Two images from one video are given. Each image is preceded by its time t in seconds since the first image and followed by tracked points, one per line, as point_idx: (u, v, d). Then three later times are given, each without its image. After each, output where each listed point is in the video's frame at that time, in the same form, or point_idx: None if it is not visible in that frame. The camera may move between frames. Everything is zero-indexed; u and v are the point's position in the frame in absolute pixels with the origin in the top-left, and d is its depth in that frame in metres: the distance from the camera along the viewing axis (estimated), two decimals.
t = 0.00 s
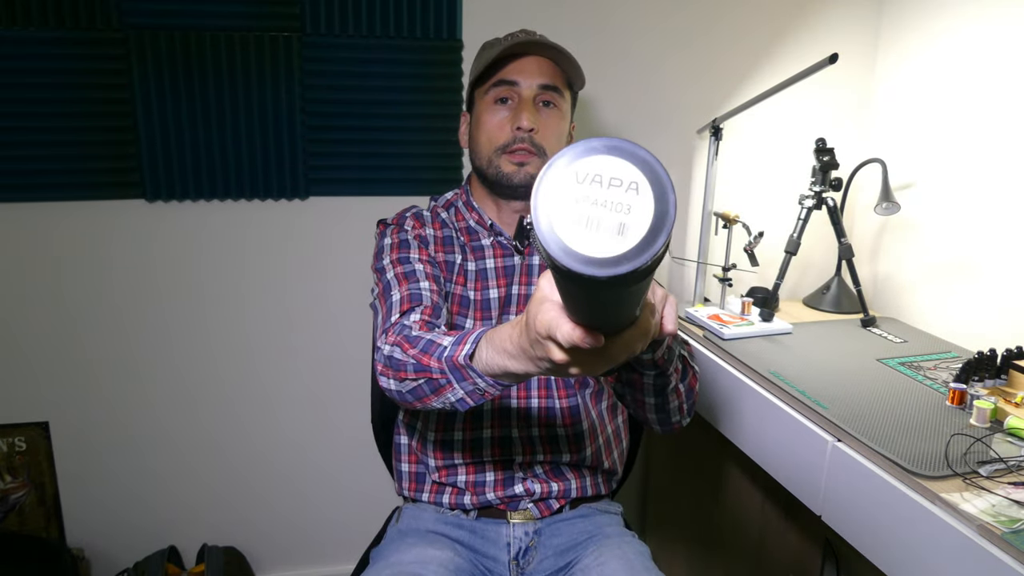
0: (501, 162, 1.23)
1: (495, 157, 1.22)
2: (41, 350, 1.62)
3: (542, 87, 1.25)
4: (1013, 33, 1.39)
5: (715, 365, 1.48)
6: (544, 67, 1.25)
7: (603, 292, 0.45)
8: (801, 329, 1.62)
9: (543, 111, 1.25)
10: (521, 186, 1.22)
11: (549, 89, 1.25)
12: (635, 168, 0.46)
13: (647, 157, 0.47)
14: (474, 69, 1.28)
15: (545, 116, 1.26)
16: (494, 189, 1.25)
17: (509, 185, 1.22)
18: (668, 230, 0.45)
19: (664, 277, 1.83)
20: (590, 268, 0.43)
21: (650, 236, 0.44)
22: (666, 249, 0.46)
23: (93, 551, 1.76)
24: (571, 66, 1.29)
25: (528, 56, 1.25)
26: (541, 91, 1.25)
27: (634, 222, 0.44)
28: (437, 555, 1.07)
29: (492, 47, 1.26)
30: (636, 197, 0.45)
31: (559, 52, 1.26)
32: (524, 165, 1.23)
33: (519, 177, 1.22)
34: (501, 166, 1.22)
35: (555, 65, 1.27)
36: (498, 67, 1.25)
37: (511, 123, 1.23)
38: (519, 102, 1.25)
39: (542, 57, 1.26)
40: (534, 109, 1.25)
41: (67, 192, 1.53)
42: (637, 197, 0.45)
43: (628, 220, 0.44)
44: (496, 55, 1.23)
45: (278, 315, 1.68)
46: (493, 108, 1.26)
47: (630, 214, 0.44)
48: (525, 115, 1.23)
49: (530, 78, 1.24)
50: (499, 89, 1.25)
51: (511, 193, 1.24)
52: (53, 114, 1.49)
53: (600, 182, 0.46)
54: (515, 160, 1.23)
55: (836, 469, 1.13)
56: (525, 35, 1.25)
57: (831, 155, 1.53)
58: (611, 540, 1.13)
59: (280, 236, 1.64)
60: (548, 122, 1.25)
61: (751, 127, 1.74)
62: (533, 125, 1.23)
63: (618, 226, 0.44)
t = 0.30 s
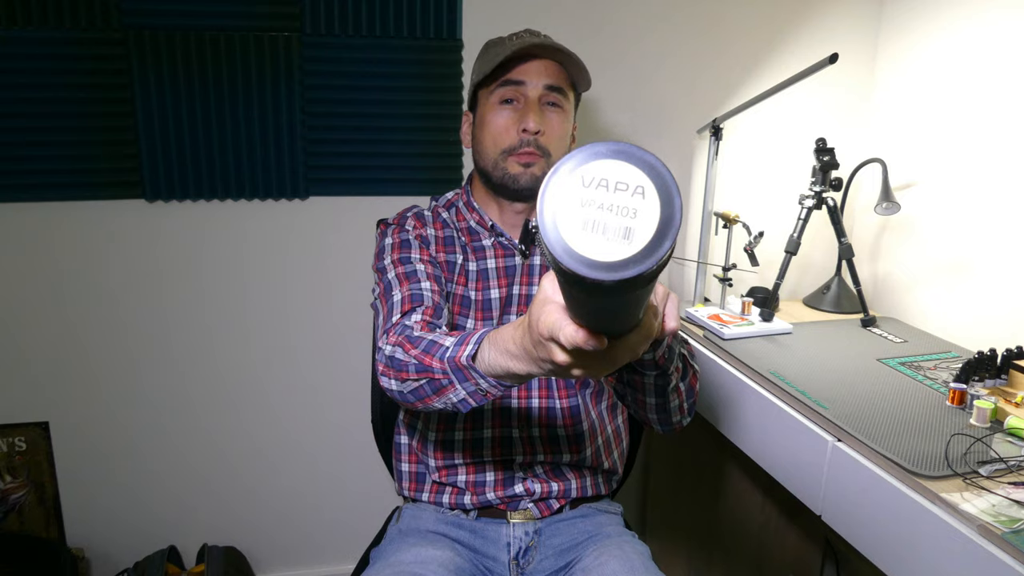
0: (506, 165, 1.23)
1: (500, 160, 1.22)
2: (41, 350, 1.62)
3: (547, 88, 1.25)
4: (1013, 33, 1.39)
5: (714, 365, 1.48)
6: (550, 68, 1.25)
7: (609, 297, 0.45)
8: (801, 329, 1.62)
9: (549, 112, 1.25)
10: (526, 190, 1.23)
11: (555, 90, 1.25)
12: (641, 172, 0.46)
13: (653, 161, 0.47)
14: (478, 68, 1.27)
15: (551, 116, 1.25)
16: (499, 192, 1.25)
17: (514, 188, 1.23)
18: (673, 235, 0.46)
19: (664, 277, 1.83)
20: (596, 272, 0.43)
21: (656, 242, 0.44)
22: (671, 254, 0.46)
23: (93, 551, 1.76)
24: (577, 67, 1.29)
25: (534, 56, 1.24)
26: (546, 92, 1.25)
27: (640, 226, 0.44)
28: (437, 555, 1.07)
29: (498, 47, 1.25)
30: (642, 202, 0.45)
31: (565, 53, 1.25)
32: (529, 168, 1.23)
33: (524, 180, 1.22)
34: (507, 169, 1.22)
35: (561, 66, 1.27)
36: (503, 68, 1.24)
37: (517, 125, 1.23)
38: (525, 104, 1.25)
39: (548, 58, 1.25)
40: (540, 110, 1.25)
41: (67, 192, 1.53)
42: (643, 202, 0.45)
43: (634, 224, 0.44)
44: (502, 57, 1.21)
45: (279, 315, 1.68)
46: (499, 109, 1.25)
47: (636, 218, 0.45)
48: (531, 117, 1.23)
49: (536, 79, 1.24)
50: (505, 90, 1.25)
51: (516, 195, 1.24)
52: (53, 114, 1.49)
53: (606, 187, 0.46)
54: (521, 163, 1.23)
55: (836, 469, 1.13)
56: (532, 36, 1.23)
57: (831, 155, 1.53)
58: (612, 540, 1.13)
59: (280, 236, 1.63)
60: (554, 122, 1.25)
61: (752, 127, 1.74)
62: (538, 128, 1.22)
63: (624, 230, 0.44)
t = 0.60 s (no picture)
0: (502, 168, 1.23)
1: (496, 163, 1.23)
2: (41, 350, 1.62)
3: (541, 90, 1.24)
4: (1013, 33, 1.39)
5: (715, 365, 1.48)
6: (544, 70, 1.24)
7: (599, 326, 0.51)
8: (801, 329, 1.62)
9: (544, 114, 1.25)
10: (523, 192, 1.23)
11: (549, 92, 1.25)
12: (630, 210, 0.52)
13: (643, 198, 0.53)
14: (471, 72, 1.27)
15: (545, 119, 1.25)
16: (497, 194, 1.25)
17: (512, 191, 1.23)
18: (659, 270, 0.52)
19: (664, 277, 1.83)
20: (585, 307, 0.50)
21: (643, 279, 0.50)
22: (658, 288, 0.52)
23: (93, 551, 1.76)
24: (571, 66, 1.29)
25: (527, 59, 1.23)
26: (540, 94, 1.25)
27: (629, 264, 0.50)
28: (437, 555, 1.07)
29: (491, 50, 1.24)
30: (631, 238, 0.51)
31: (558, 54, 1.24)
32: (526, 170, 1.23)
33: (521, 182, 1.22)
34: (503, 172, 1.23)
35: (555, 66, 1.26)
36: (496, 72, 1.24)
37: (511, 129, 1.23)
38: (519, 107, 1.24)
39: (542, 60, 1.24)
40: (534, 112, 1.24)
41: (68, 192, 1.53)
42: (632, 238, 0.51)
43: (623, 261, 0.51)
44: (494, 61, 1.21)
45: (278, 315, 1.68)
46: (493, 113, 1.25)
47: (624, 254, 0.51)
48: (525, 120, 1.23)
49: (530, 81, 1.24)
50: (498, 93, 1.24)
51: (513, 198, 1.25)
52: (53, 114, 1.49)
53: (597, 223, 0.52)
54: (518, 165, 1.23)
55: (836, 469, 1.12)
56: (524, 39, 1.23)
57: (831, 155, 1.53)
58: (612, 540, 1.13)
59: (281, 236, 1.64)
60: (548, 124, 1.25)
61: (751, 127, 1.74)
62: (533, 130, 1.23)
63: (614, 266, 0.50)
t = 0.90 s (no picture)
0: (493, 173, 1.23)
1: (487, 169, 1.22)
2: (42, 350, 1.62)
3: (527, 91, 1.24)
4: (1013, 33, 1.39)
5: (715, 365, 1.48)
6: (529, 71, 1.24)
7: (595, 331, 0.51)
8: (801, 329, 1.62)
9: (532, 115, 1.25)
10: (515, 196, 1.23)
11: (536, 93, 1.25)
12: (625, 213, 0.53)
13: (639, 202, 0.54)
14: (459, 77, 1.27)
15: (534, 120, 1.25)
16: (491, 198, 1.26)
17: (505, 196, 1.23)
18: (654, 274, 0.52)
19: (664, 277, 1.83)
20: (578, 308, 0.50)
21: (638, 280, 0.50)
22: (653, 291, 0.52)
23: (93, 551, 1.76)
24: (558, 64, 1.27)
25: (512, 61, 1.23)
26: (526, 95, 1.24)
27: (623, 266, 0.51)
28: (437, 555, 1.07)
29: (475, 55, 1.25)
30: (625, 241, 0.52)
31: (543, 54, 1.24)
32: (518, 174, 1.22)
33: (513, 187, 1.22)
34: (494, 177, 1.22)
35: (540, 66, 1.25)
36: (482, 75, 1.24)
37: (500, 133, 1.23)
38: (506, 110, 1.24)
39: (527, 60, 1.24)
40: (522, 114, 1.24)
41: (68, 192, 1.53)
42: (626, 241, 0.51)
43: (617, 263, 0.51)
44: (478, 65, 1.22)
45: (279, 315, 1.68)
46: (481, 117, 1.25)
47: (618, 257, 0.51)
48: (512, 124, 1.22)
49: (515, 84, 1.24)
50: (485, 97, 1.25)
51: (507, 202, 1.24)
52: (53, 114, 1.49)
53: (590, 225, 0.53)
54: (509, 171, 1.22)
55: (836, 469, 1.13)
56: (507, 41, 1.23)
57: (831, 155, 1.53)
58: (611, 540, 1.13)
59: (281, 236, 1.64)
60: (536, 126, 1.24)
61: (751, 127, 1.74)
62: (521, 133, 1.21)
63: (608, 268, 0.51)
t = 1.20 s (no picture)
0: (488, 172, 1.23)
1: (482, 168, 1.23)
2: (42, 350, 1.62)
3: (520, 90, 1.24)
4: (1013, 33, 1.39)
5: (715, 365, 1.48)
6: (521, 70, 1.23)
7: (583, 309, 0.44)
8: (801, 329, 1.62)
9: (526, 113, 1.24)
10: (511, 195, 1.23)
11: (529, 90, 1.24)
12: (613, 187, 0.44)
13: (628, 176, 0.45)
14: (453, 77, 1.28)
15: (527, 118, 1.24)
16: (488, 198, 1.26)
17: (501, 195, 1.23)
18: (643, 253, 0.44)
19: (664, 277, 1.83)
20: (562, 286, 0.42)
21: (625, 258, 0.42)
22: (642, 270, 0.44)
23: (93, 551, 1.76)
24: (552, 61, 1.26)
25: (505, 59, 1.23)
26: (519, 94, 1.24)
27: (610, 242, 0.43)
28: (437, 555, 1.07)
29: (468, 55, 1.24)
30: (613, 217, 0.44)
31: (536, 51, 1.23)
32: (513, 173, 1.22)
33: (509, 186, 1.22)
34: (490, 177, 1.23)
35: (533, 64, 1.24)
36: (475, 75, 1.24)
37: (494, 131, 1.22)
38: (500, 109, 1.24)
39: (519, 58, 1.23)
40: (515, 112, 1.24)
41: (68, 192, 1.53)
42: (614, 217, 0.43)
43: (604, 240, 0.43)
44: (469, 64, 1.22)
45: (279, 314, 1.68)
46: (476, 117, 1.25)
47: (605, 234, 0.43)
48: (506, 122, 1.22)
49: (507, 82, 1.23)
50: (479, 97, 1.25)
51: (503, 201, 1.25)
52: (53, 114, 1.49)
53: (578, 203, 0.44)
54: (504, 171, 1.22)
55: (836, 469, 1.13)
56: (499, 39, 1.22)
57: (831, 155, 1.53)
58: (611, 540, 1.13)
59: (281, 236, 1.64)
60: (530, 124, 1.24)
61: (751, 128, 1.74)
62: (515, 131, 1.21)
63: (593, 246, 0.43)
